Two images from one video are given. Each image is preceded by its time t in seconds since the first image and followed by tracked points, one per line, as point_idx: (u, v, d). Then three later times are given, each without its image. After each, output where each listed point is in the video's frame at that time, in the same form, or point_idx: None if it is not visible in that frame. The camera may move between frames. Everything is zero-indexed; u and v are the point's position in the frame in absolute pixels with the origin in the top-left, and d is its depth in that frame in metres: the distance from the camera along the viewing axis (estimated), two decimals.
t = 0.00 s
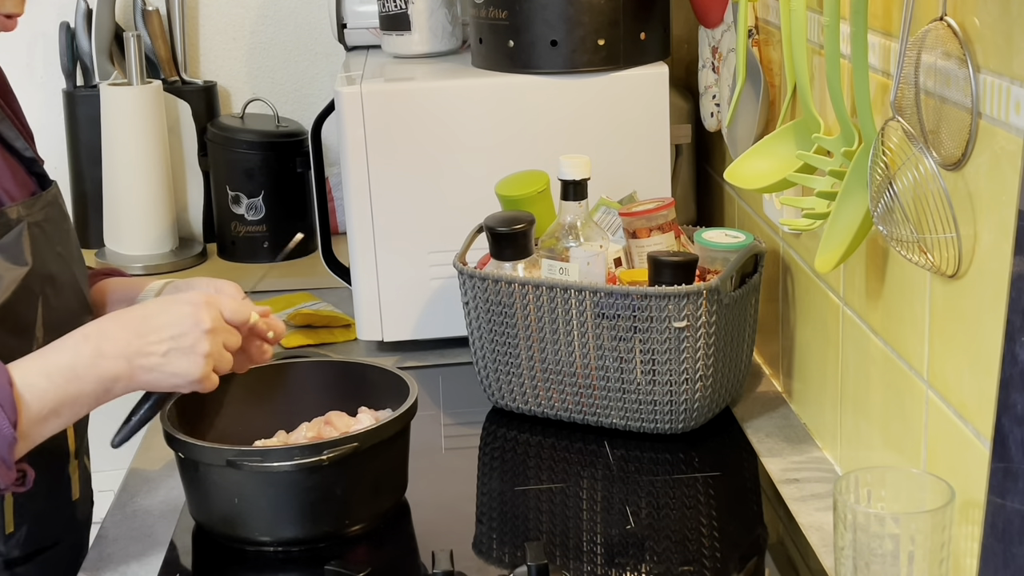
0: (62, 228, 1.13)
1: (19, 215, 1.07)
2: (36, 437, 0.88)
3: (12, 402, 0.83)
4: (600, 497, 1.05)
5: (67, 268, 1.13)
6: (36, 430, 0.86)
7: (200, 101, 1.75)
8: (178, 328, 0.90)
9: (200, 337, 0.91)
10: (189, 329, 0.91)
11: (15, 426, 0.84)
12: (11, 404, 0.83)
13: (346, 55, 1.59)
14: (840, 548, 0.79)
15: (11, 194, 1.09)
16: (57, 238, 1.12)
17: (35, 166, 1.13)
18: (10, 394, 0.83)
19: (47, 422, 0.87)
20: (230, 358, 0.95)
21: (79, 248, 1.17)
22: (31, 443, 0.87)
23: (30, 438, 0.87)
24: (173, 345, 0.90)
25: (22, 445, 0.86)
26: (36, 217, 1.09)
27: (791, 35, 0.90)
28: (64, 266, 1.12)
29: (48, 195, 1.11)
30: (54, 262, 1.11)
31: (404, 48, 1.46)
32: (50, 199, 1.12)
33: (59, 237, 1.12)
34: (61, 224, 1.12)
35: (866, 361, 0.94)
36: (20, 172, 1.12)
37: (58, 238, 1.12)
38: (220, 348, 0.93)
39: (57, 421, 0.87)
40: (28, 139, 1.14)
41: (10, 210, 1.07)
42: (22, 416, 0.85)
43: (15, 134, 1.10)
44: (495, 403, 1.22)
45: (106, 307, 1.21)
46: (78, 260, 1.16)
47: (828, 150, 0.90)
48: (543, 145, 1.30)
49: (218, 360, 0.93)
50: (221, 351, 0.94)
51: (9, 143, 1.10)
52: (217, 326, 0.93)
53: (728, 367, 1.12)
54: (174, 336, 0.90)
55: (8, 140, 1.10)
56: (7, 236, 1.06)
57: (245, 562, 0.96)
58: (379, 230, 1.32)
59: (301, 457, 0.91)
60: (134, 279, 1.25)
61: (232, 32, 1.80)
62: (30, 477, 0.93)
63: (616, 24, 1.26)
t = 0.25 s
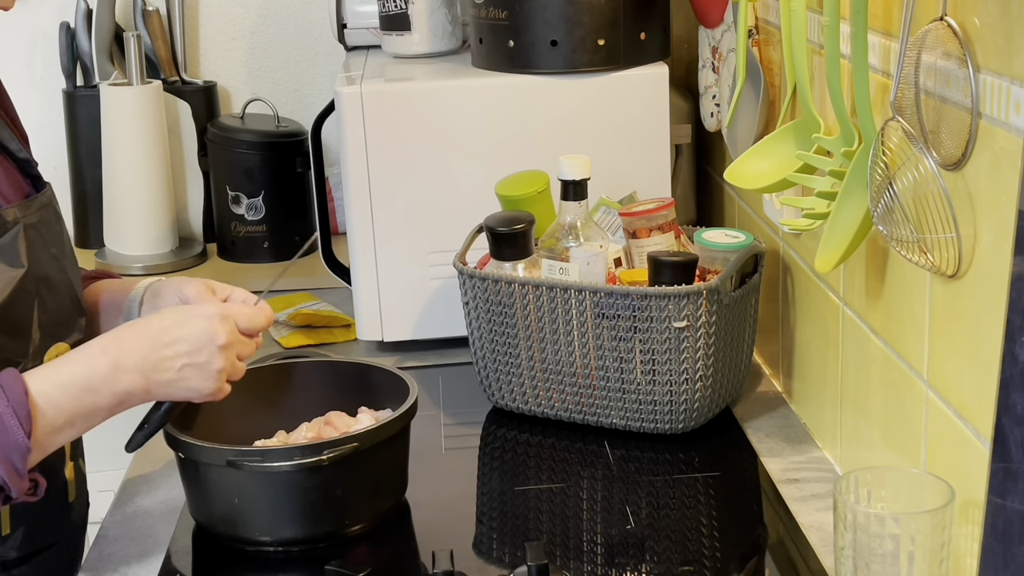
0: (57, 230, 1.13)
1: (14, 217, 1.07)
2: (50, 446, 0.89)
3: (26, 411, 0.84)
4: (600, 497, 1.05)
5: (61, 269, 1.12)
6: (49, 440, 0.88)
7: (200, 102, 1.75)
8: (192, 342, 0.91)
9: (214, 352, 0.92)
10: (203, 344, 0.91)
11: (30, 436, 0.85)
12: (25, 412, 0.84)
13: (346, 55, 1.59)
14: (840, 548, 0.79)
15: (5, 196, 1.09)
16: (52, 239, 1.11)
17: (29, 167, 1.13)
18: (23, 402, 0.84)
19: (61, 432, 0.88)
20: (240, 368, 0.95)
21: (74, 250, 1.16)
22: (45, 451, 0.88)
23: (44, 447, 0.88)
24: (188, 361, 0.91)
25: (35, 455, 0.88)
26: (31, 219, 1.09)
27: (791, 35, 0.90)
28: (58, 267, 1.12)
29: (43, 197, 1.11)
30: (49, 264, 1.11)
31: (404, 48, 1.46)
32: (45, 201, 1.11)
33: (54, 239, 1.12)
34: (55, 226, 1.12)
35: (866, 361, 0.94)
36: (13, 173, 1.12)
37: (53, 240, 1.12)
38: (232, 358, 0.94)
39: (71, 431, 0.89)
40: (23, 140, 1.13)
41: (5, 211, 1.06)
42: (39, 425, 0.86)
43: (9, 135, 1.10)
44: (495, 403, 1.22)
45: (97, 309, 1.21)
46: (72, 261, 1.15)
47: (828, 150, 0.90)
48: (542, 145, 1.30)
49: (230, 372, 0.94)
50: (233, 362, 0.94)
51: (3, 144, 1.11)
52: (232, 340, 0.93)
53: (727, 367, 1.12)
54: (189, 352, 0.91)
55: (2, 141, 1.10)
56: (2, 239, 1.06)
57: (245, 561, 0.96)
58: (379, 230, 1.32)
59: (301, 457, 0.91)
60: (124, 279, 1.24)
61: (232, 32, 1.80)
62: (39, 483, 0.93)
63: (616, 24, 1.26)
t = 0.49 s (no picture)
0: (56, 231, 1.13)
1: (14, 218, 1.07)
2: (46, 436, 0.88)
3: (21, 399, 0.84)
4: (600, 497, 1.05)
5: (60, 269, 1.12)
6: (45, 428, 0.87)
7: (200, 102, 1.75)
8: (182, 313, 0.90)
9: (205, 321, 0.91)
10: (194, 315, 0.90)
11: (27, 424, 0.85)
12: (20, 400, 0.84)
13: (346, 55, 1.59)
14: (840, 548, 0.79)
15: (5, 197, 1.09)
16: (51, 239, 1.11)
17: (28, 168, 1.13)
18: (17, 390, 0.84)
19: (58, 419, 0.88)
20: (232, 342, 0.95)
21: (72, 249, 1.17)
22: (42, 440, 0.88)
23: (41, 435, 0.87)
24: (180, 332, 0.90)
25: (32, 444, 0.87)
26: (30, 220, 1.09)
27: (791, 35, 0.90)
28: (58, 267, 1.12)
29: (43, 197, 1.11)
30: (49, 264, 1.11)
31: (404, 48, 1.46)
32: (44, 202, 1.11)
33: (53, 240, 1.12)
34: (55, 227, 1.12)
35: (866, 361, 0.94)
36: (12, 174, 1.12)
37: (53, 241, 1.12)
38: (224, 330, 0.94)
39: (67, 418, 0.88)
40: (22, 141, 1.13)
41: (5, 212, 1.06)
42: (33, 414, 0.86)
43: (8, 137, 1.10)
44: (495, 403, 1.22)
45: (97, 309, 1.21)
46: (71, 261, 1.15)
47: (828, 150, 0.90)
48: (542, 145, 1.30)
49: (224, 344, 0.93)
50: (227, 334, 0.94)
51: (3, 145, 1.10)
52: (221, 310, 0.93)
53: (727, 367, 1.12)
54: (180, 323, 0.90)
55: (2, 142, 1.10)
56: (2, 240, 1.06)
57: (245, 561, 0.96)
58: (379, 230, 1.32)
59: (301, 457, 0.91)
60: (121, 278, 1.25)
61: (231, 32, 1.80)
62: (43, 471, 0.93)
63: (616, 24, 1.26)
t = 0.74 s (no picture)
0: (56, 231, 1.13)
1: (14, 219, 1.07)
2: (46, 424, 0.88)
3: (20, 381, 0.83)
4: (600, 497, 1.05)
5: (61, 269, 1.12)
6: (46, 413, 0.86)
7: (200, 102, 1.75)
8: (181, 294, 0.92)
9: (203, 301, 0.93)
10: (191, 296, 0.93)
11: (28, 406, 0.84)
12: (20, 382, 0.83)
13: (346, 55, 1.59)
14: (840, 548, 0.79)
15: (4, 198, 1.09)
16: (51, 239, 1.11)
17: (27, 169, 1.13)
18: (15, 371, 0.84)
19: (59, 404, 0.87)
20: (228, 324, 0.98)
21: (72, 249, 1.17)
22: (43, 428, 0.87)
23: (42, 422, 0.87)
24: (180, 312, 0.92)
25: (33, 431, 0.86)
26: (30, 220, 1.09)
27: (791, 35, 0.90)
28: (58, 267, 1.12)
29: (43, 197, 1.11)
30: (49, 264, 1.11)
31: (404, 48, 1.47)
32: (45, 202, 1.11)
33: (53, 240, 1.12)
34: (55, 227, 1.12)
35: (866, 361, 0.94)
36: (12, 175, 1.12)
37: (53, 241, 1.12)
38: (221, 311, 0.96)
39: (69, 403, 0.88)
40: (22, 141, 1.13)
41: (5, 213, 1.06)
42: (33, 398, 0.85)
43: (7, 137, 1.10)
44: (495, 403, 1.22)
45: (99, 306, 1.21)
46: (72, 261, 1.16)
47: (828, 150, 0.90)
48: (542, 145, 1.30)
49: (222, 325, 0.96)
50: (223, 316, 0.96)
51: (3, 146, 1.10)
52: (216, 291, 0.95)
53: (727, 367, 1.12)
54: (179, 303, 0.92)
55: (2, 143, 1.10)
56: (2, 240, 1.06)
57: (245, 561, 0.96)
58: (379, 230, 1.32)
59: (301, 457, 0.91)
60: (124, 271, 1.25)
61: (231, 32, 1.80)
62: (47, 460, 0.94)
63: (616, 25, 1.26)
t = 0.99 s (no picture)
0: (57, 231, 1.12)
1: (14, 220, 1.07)
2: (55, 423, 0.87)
3: (27, 379, 0.83)
4: (600, 497, 1.04)
5: (62, 270, 1.12)
6: (54, 413, 0.86)
7: (200, 102, 1.75)
8: (188, 296, 0.93)
9: (209, 304, 0.94)
10: (198, 297, 0.93)
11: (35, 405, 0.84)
12: (26, 380, 0.83)
13: (346, 55, 1.59)
14: (840, 548, 0.79)
15: (5, 199, 1.09)
16: (52, 240, 1.11)
17: (28, 169, 1.13)
18: (23, 369, 0.83)
19: (68, 403, 0.87)
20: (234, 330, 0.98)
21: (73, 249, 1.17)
22: (51, 427, 0.87)
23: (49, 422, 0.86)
24: (186, 313, 0.92)
25: (40, 430, 0.86)
26: (31, 221, 1.08)
27: (791, 35, 0.90)
28: (59, 268, 1.12)
29: (43, 199, 1.10)
30: (49, 265, 1.11)
31: (404, 48, 1.46)
32: (45, 203, 1.11)
33: (54, 240, 1.12)
34: (55, 228, 1.12)
35: (866, 361, 0.94)
36: (13, 176, 1.12)
37: (54, 242, 1.12)
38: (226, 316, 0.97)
39: (76, 403, 0.88)
40: (22, 142, 1.13)
41: (6, 214, 1.06)
42: (41, 396, 0.85)
43: (7, 137, 1.10)
44: (495, 403, 1.22)
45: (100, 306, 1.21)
46: (72, 262, 1.15)
47: (828, 150, 0.90)
48: (542, 145, 1.30)
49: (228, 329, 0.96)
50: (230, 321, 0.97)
51: (2, 146, 1.10)
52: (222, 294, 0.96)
53: (727, 367, 1.12)
54: (186, 304, 0.93)
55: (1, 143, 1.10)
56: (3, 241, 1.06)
57: (244, 561, 0.96)
58: (379, 230, 1.32)
59: (301, 457, 0.91)
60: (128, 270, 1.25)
61: (231, 32, 1.80)
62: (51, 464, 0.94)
63: (616, 25, 1.26)
